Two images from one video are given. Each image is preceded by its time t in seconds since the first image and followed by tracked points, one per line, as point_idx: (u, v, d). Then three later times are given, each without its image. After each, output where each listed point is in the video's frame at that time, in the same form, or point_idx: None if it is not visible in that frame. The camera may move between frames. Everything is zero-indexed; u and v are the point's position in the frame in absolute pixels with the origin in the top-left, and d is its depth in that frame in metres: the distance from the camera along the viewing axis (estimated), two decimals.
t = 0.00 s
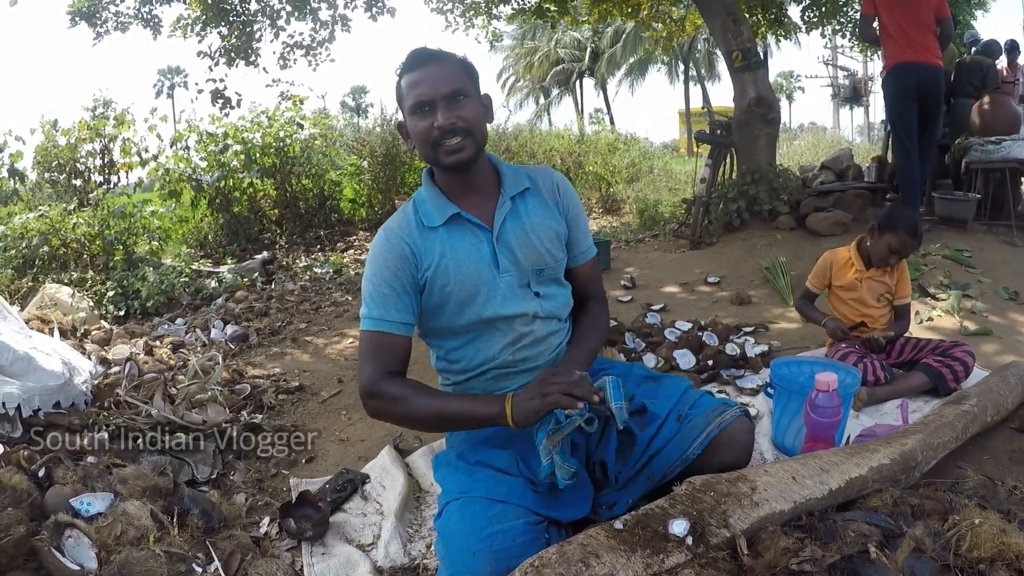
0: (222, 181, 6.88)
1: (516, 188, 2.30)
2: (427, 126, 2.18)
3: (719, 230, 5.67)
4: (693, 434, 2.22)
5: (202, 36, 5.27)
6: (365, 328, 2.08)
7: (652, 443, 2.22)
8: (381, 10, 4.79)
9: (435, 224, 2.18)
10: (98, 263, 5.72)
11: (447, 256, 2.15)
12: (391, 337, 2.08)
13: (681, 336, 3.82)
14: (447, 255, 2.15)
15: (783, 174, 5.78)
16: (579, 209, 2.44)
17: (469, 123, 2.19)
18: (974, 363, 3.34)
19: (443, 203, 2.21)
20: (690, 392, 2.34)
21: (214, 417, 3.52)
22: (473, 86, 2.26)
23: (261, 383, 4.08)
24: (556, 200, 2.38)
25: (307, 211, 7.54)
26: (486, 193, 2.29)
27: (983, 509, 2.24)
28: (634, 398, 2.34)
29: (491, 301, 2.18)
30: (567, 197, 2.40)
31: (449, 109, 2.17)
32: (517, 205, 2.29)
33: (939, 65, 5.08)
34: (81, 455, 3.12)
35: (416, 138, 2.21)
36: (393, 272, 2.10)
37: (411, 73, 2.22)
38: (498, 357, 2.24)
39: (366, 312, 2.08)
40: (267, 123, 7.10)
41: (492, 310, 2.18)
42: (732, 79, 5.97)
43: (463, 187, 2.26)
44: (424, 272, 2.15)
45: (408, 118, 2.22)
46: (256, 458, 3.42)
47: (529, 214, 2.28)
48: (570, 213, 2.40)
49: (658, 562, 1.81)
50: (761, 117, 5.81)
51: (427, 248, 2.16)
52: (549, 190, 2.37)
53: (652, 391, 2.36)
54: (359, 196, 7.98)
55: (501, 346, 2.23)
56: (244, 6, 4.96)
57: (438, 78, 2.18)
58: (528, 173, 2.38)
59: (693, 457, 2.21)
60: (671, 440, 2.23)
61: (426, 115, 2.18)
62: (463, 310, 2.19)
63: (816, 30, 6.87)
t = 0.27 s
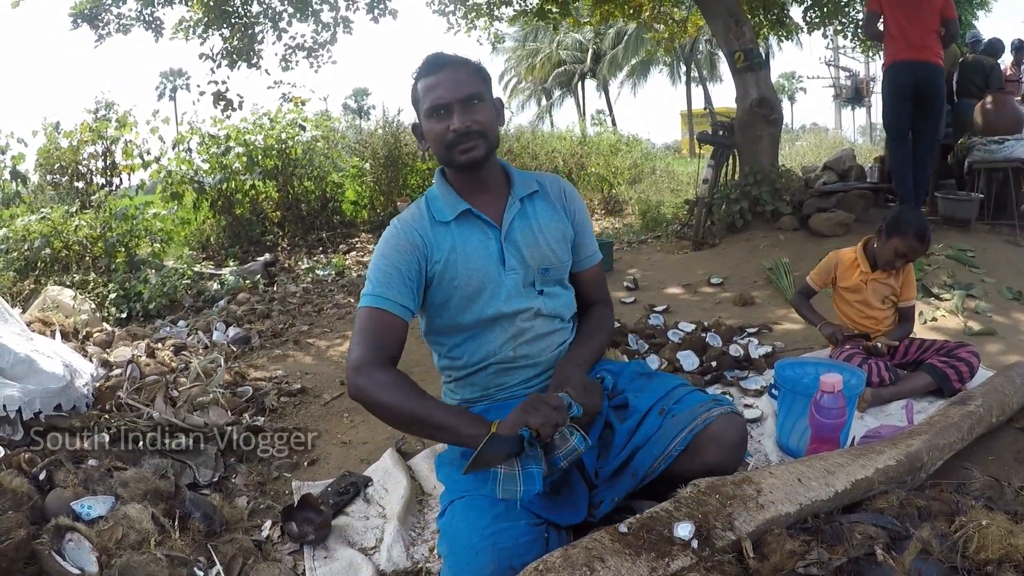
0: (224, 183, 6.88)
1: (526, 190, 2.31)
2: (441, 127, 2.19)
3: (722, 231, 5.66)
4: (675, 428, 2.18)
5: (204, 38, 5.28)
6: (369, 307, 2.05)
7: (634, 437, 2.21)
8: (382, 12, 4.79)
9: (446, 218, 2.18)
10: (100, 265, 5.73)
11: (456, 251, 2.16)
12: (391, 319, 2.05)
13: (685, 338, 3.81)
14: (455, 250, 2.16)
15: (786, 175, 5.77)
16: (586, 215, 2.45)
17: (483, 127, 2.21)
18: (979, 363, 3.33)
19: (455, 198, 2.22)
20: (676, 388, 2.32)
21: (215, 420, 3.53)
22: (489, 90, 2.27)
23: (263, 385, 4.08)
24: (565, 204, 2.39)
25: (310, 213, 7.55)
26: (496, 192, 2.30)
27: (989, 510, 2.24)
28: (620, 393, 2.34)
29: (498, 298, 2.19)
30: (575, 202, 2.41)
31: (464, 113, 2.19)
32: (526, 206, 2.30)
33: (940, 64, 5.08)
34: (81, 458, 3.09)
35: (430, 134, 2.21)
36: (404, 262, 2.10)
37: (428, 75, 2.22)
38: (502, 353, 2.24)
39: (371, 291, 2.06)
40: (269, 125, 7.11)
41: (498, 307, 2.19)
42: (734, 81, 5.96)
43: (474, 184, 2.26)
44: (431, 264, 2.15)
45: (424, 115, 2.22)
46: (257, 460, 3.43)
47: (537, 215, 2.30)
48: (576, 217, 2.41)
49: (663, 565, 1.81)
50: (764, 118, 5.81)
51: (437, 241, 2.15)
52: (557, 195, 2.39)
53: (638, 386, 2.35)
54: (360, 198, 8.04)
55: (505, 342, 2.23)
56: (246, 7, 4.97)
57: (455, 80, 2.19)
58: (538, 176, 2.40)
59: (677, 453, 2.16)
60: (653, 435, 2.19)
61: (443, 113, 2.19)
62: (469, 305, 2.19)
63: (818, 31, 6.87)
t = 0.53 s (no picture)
0: (230, 195, 6.84)
1: (542, 207, 2.28)
2: (454, 141, 2.18)
3: (728, 244, 5.65)
4: (692, 448, 2.13)
5: (210, 52, 5.28)
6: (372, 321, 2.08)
7: (648, 458, 2.16)
8: (388, 27, 4.79)
9: (456, 233, 2.18)
10: (105, 274, 5.70)
11: (464, 266, 2.16)
12: (390, 332, 2.09)
13: (692, 352, 3.79)
14: (463, 266, 2.16)
15: (791, 187, 5.74)
16: (608, 233, 2.39)
17: (496, 141, 2.19)
18: (990, 375, 3.30)
19: (467, 212, 2.21)
20: (691, 407, 2.27)
21: (218, 434, 3.48)
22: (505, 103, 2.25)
23: (267, 399, 4.06)
24: (583, 222, 2.35)
25: (314, 225, 7.54)
26: (510, 208, 2.28)
27: (1006, 525, 2.21)
28: (632, 414, 2.28)
29: (506, 315, 2.17)
30: (595, 219, 2.36)
31: (476, 126, 2.17)
32: (542, 222, 2.27)
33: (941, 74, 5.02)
34: (81, 469, 3.02)
35: (443, 147, 2.21)
36: (410, 277, 2.12)
37: (443, 87, 2.22)
38: (511, 371, 2.22)
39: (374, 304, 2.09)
40: (275, 137, 7.11)
41: (506, 324, 2.17)
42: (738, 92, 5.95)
43: (488, 198, 2.26)
44: (439, 278, 2.16)
45: (438, 127, 2.22)
46: (260, 476, 3.41)
47: (552, 232, 2.27)
48: (597, 235, 2.36)
49: None
50: (769, 130, 5.80)
51: (445, 256, 2.16)
52: (576, 211, 2.34)
53: (651, 407, 2.29)
54: (365, 211, 7.99)
55: (515, 360, 2.21)
56: (252, 21, 4.96)
57: (470, 95, 2.18)
58: (557, 193, 2.36)
59: (694, 473, 2.11)
60: (669, 455, 2.14)
61: (456, 127, 2.18)
62: (477, 321, 2.19)
63: (820, 42, 6.85)
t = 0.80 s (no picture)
0: (234, 213, 6.93)
1: (556, 221, 2.28)
2: (470, 146, 2.18)
3: (734, 252, 5.63)
4: (711, 459, 2.12)
5: (212, 69, 5.30)
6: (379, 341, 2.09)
7: (665, 471, 2.13)
8: (389, 41, 4.81)
9: (466, 245, 2.18)
10: (111, 294, 5.73)
11: (473, 280, 2.15)
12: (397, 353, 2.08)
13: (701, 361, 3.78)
14: (473, 280, 2.15)
15: (797, 194, 5.75)
16: (619, 248, 2.40)
17: (514, 151, 2.19)
18: (1002, 380, 3.28)
19: (478, 224, 2.21)
20: (705, 418, 2.26)
21: (226, 451, 3.48)
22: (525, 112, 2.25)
23: (274, 416, 4.05)
24: (595, 238, 2.35)
25: (320, 242, 7.57)
26: (521, 221, 2.28)
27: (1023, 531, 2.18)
28: (646, 426, 2.26)
29: (515, 330, 2.17)
30: (608, 236, 2.37)
31: (495, 134, 2.17)
32: (553, 236, 2.27)
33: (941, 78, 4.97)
34: (89, 488, 3.02)
35: (460, 153, 2.21)
36: (418, 290, 2.11)
37: (464, 89, 2.21)
38: (518, 387, 2.22)
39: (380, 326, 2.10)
40: (278, 154, 7.13)
41: (516, 340, 2.17)
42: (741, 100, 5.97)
43: (499, 209, 2.26)
44: (447, 291, 2.15)
45: (456, 131, 2.21)
46: (268, 493, 3.39)
47: (564, 247, 2.27)
48: (607, 251, 2.36)
49: None
50: (773, 138, 5.80)
51: (454, 269, 2.16)
52: (588, 226, 2.34)
53: (665, 418, 2.28)
54: (370, 227, 7.99)
55: (523, 376, 2.21)
56: (253, 38, 4.99)
57: (489, 100, 2.18)
58: (570, 206, 2.36)
59: (713, 483, 2.10)
60: (687, 467, 2.13)
61: (476, 132, 2.18)
62: (485, 336, 2.18)
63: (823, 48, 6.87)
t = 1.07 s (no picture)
0: (239, 212, 6.93)
1: (560, 216, 2.29)
2: (501, 137, 2.14)
3: (738, 244, 5.63)
4: (736, 467, 2.19)
5: (213, 68, 5.31)
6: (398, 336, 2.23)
7: (693, 478, 2.19)
8: (390, 37, 4.82)
9: (469, 240, 2.20)
10: (116, 295, 5.77)
11: (474, 275, 2.18)
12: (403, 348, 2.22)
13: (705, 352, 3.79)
14: (474, 275, 2.18)
15: (801, 185, 5.76)
16: (623, 244, 2.41)
17: (541, 142, 2.18)
18: (1005, 369, 3.28)
19: (482, 218, 2.22)
20: (726, 423, 2.32)
21: (232, 446, 3.53)
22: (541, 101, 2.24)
23: (281, 411, 4.09)
24: (600, 233, 2.35)
25: (324, 238, 7.59)
26: (526, 215, 2.29)
27: None
28: (669, 431, 2.30)
29: (516, 324, 2.20)
30: (612, 232, 2.37)
31: (524, 123, 2.15)
32: (558, 231, 2.28)
33: (938, 62, 5.03)
34: (99, 485, 3.04)
35: (483, 142, 2.16)
36: (419, 285, 2.18)
37: (487, 78, 2.17)
38: (518, 381, 2.25)
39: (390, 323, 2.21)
40: (281, 152, 7.14)
41: (516, 334, 2.20)
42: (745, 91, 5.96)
43: (506, 202, 2.27)
44: (450, 285, 2.19)
45: (477, 121, 2.16)
46: (276, 486, 3.42)
47: (568, 243, 2.27)
48: (610, 247, 2.37)
49: None
50: (777, 128, 5.79)
51: (456, 264, 2.19)
52: (593, 221, 2.34)
53: (686, 422, 2.32)
54: (375, 223, 8.03)
55: (524, 370, 2.24)
56: (254, 36, 5.00)
57: (515, 90, 2.16)
58: (575, 200, 2.36)
59: (738, 490, 2.19)
60: (712, 475, 2.19)
61: (503, 121, 2.15)
62: (487, 330, 2.22)
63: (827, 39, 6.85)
